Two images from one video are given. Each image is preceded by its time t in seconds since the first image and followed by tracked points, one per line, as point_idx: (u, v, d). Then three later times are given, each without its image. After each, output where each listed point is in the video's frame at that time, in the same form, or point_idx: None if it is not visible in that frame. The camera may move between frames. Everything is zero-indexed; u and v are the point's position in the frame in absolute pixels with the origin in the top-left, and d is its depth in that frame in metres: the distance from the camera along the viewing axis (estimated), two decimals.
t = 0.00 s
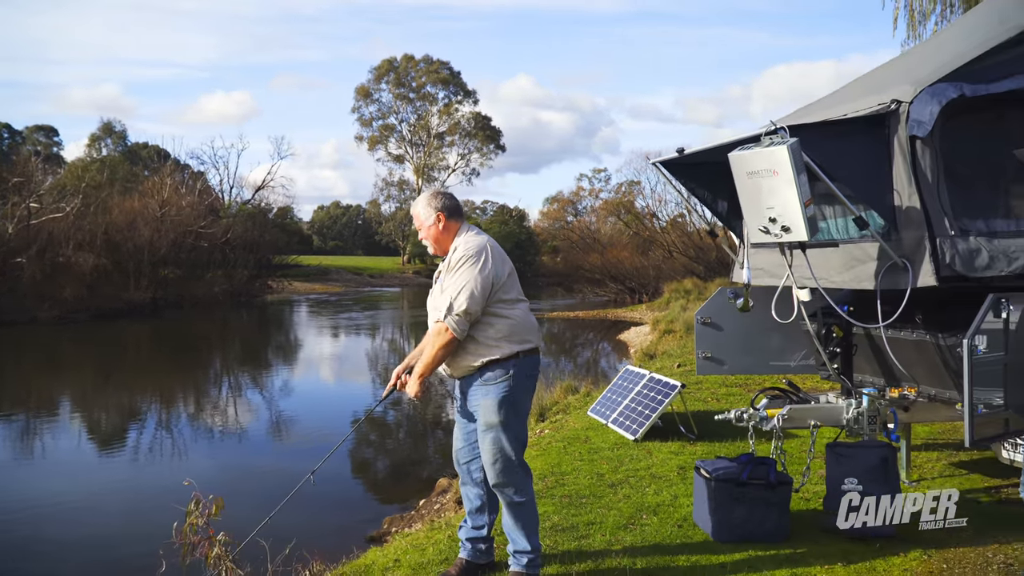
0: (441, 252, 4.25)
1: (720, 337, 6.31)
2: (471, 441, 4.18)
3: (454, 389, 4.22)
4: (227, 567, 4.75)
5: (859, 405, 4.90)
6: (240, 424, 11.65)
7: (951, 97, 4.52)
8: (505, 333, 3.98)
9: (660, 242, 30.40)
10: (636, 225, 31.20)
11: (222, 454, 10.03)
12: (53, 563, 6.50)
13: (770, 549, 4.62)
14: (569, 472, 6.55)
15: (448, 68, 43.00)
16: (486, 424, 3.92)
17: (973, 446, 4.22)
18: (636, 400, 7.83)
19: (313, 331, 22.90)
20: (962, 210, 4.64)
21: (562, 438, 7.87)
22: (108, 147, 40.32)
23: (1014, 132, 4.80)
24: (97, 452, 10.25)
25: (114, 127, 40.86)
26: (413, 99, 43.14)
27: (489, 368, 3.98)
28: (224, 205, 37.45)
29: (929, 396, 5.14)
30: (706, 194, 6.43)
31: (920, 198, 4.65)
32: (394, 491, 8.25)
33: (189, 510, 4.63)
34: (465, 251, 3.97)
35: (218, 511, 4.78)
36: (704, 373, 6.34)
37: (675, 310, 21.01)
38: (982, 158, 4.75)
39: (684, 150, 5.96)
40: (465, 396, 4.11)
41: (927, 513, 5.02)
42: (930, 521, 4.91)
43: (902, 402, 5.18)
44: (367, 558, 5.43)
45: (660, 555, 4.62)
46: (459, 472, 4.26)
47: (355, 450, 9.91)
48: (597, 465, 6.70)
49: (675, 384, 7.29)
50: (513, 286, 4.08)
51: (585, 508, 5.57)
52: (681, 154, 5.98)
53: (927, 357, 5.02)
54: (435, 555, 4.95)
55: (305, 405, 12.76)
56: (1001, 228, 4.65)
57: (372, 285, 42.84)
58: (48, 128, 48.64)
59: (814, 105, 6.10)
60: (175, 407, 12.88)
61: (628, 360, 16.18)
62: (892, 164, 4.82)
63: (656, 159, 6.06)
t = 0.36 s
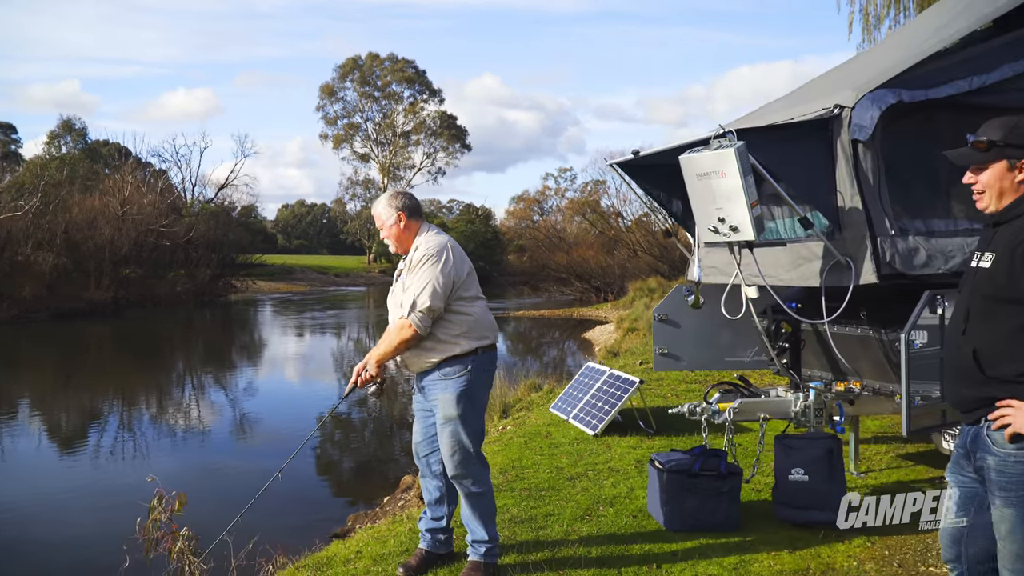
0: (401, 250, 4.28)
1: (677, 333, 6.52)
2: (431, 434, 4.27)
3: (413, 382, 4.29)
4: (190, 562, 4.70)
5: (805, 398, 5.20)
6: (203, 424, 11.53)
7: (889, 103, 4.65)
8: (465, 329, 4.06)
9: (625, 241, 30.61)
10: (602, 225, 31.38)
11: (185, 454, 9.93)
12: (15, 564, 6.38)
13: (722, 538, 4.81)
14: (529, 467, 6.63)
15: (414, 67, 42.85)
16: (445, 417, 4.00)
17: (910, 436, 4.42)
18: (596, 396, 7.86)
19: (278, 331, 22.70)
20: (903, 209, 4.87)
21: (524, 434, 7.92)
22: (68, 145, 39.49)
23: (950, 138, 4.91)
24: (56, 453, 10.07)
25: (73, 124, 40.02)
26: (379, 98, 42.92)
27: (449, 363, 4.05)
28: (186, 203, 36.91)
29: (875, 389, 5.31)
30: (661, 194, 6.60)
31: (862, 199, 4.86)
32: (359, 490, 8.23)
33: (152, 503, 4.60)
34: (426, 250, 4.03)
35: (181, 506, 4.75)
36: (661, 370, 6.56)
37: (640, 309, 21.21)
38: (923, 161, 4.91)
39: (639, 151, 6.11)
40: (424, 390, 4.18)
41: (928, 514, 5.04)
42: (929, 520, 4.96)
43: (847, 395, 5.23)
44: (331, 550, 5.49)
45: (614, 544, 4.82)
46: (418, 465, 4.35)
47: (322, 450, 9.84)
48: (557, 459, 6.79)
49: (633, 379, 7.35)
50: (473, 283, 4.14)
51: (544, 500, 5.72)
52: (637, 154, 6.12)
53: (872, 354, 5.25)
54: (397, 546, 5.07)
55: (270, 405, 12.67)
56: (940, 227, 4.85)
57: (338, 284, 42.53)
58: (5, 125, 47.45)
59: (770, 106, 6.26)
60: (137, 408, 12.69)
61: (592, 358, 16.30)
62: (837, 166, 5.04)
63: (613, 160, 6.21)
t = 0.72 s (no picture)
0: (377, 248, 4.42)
1: (650, 329, 6.58)
2: (406, 427, 4.42)
3: (388, 376, 4.45)
4: (172, 555, 4.67)
5: (774, 393, 5.17)
6: (182, 424, 11.47)
7: (853, 105, 4.74)
8: (438, 323, 4.23)
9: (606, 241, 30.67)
10: (583, 224, 31.43)
11: (164, 454, 9.89)
12: None
13: (692, 528, 4.92)
14: (507, 461, 6.69)
15: (395, 66, 42.70)
16: (421, 411, 4.17)
17: (872, 427, 4.60)
18: (574, 392, 7.91)
19: (258, 330, 22.56)
20: (866, 208, 4.99)
21: (502, 430, 7.95)
22: (45, 143, 39.01)
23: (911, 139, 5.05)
24: (34, 454, 9.99)
25: (50, 121, 39.53)
26: (360, 96, 42.74)
27: (423, 357, 4.22)
28: (165, 202, 36.57)
29: (841, 383, 5.42)
30: (636, 194, 6.69)
31: (826, 198, 4.95)
32: (340, 488, 8.26)
33: (132, 498, 4.67)
34: (402, 246, 4.18)
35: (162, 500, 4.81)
36: (637, 366, 6.61)
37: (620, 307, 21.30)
38: (882, 161, 5.04)
39: (612, 151, 6.21)
40: (400, 383, 4.34)
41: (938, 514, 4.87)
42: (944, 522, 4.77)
43: (816, 389, 5.42)
44: (309, 542, 5.49)
45: (587, 535, 4.89)
46: (394, 458, 4.49)
47: (302, 449, 9.83)
48: (534, 454, 6.85)
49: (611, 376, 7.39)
50: (447, 279, 4.31)
51: (520, 492, 5.77)
52: (610, 155, 6.20)
53: (839, 349, 5.31)
54: (374, 537, 5.10)
55: (250, 404, 12.63)
56: (902, 226, 4.98)
57: (319, 283, 42.33)
58: None
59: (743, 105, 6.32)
60: (117, 408, 12.60)
61: (573, 357, 16.36)
62: (801, 167, 5.14)
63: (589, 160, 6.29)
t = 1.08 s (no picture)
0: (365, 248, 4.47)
1: (636, 328, 6.61)
2: (396, 423, 4.43)
3: (377, 373, 4.47)
4: (163, 551, 4.65)
5: (757, 389, 5.28)
6: (172, 424, 11.43)
7: (833, 108, 4.81)
8: (423, 321, 4.26)
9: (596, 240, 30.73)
10: (573, 224, 31.46)
11: (152, 454, 9.86)
12: None
13: (677, 522, 4.96)
14: (496, 457, 6.72)
15: (385, 65, 42.61)
16: (409, 407, 4.20)
17: (852, 423, 4.52)
18: (562, 389, 7.94)
19: (247, 330, 22.51)
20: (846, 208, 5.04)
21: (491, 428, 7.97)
22: (32, 141, 38.75)
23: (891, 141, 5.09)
24: (21, 454, 9.94)
25: (38, 120, 39.27)
26: (350, 96, 42.65)
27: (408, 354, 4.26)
28: (154, 201, 36.39)
29: (823, 380, 5.54)
30: (623, 194, 6.73)
31: (807, 198, 4.98)
32: (329, 488, 8.27)
33: (125, 495, 4.66)
34: (387, 245, 4.23)
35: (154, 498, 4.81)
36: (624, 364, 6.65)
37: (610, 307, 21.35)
38: (861, 165, 5.10)
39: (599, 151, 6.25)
40: (387, 380, 4.37)
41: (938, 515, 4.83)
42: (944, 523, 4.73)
43: (797, 386, 5.36)
44: (301, 537, 5.50)
45: (574, 528, 4.93)
46: (384, 454, 4.51)
47: (292, 449, 9.83)
48: (523, 451, 6.87)
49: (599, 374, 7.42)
50: (433, 278, 4.34)
51: (508, 488, 5.80)
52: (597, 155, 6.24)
53: (820, 343, 5.45)
54: (365, 532, 5.11)
55: (239, 404, 12.61)
56: (881, 225, 5.02)
57: (308, 283, 42.21)
58: None
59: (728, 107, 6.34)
60: (105, 408, 12.54)
61: (562, 356, 16.39)
62: (783, 169, 5.17)
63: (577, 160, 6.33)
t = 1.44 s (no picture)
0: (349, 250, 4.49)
1: (623, 327, 6.64)
2: (385, 420, 4.44)
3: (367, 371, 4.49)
4: (155, 549, 4.63)
5: (740, 386, 5.30)
6: (159, 425, 11.36)
7: (812, 111, 4.83)
8: (407, 318, 4.28)
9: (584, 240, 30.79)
10: (561, 223, 31.50)
11: (139, 456, 9.83)
12: None
13: (662, 516, 4.99)
14: (484, 455, 6.73)
15: (373, 65, 42.49)
16: (399, 402, 4.23)
17: (829, 419, 4.57)
18: (550, 387, 7.97)
19: (235, 330, 22.43)
20: (826, 208, 5.09)
21: (478, 426, 7.99)
22: (17, 140, 38.42)
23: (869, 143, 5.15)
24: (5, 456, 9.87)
25: (22, 119, 38.95)
26: (337, 95, 42.53)
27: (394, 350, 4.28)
28: (141, 200, 36.17)
29: (804, 377, 5.66)
30: (609, 195, 6.77)
31: (788, 199, 5.03)
32: (318, 488, 8.28)
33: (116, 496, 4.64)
34: (368, 245, 4.26)
35: (145, 496, 4.78)
36: (610, 362, 6.66)
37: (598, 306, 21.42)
38: (840, 167, 5.16)
39: (585, 153, 6.28)
40: (376, 378, 4.39)
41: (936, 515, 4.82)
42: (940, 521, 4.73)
43: (779, 382, 5.41)
44: (291, 533, 5.50)
45: (561, 523, 4.95)
46: (373, 451, 4.52)
47: (281, 450, 9.83)
48: (511, 448, 6.89)
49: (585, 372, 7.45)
50: (417, 276, 4.35)
51: (496, 484, 5.82)
52: (583, 157, 6.29)
53: (802, 343, 5.55)
54: (354, 527, 5.12)
55: (226, 405, 12.56)
56: (860, 225, 5.07)
57: (296, 283, 42.07)
58: None
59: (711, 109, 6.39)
60: (91, 409, 12.48)
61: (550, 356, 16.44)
62: (766, 171, 5.21)
63: (566, 161, 6.39)
